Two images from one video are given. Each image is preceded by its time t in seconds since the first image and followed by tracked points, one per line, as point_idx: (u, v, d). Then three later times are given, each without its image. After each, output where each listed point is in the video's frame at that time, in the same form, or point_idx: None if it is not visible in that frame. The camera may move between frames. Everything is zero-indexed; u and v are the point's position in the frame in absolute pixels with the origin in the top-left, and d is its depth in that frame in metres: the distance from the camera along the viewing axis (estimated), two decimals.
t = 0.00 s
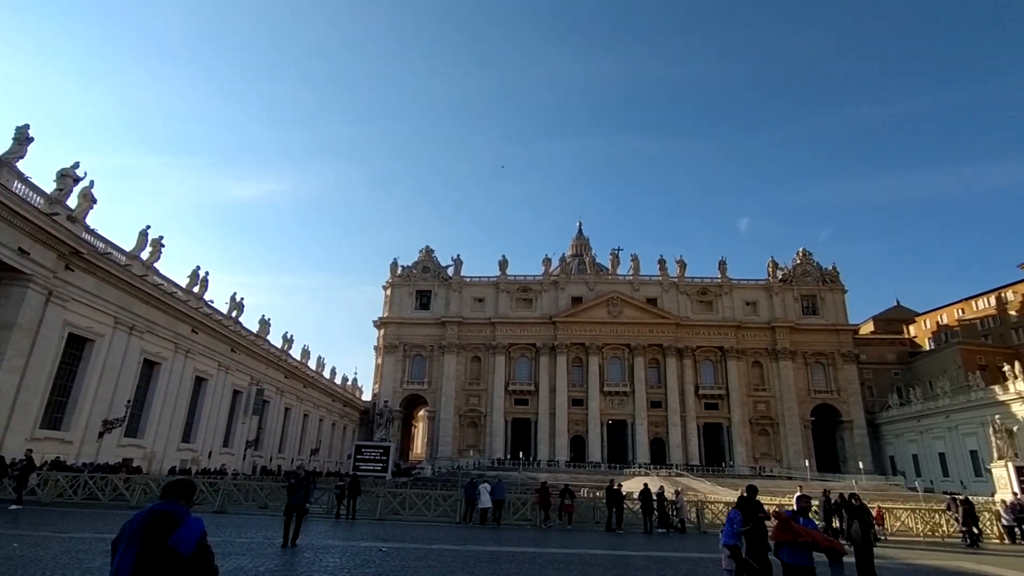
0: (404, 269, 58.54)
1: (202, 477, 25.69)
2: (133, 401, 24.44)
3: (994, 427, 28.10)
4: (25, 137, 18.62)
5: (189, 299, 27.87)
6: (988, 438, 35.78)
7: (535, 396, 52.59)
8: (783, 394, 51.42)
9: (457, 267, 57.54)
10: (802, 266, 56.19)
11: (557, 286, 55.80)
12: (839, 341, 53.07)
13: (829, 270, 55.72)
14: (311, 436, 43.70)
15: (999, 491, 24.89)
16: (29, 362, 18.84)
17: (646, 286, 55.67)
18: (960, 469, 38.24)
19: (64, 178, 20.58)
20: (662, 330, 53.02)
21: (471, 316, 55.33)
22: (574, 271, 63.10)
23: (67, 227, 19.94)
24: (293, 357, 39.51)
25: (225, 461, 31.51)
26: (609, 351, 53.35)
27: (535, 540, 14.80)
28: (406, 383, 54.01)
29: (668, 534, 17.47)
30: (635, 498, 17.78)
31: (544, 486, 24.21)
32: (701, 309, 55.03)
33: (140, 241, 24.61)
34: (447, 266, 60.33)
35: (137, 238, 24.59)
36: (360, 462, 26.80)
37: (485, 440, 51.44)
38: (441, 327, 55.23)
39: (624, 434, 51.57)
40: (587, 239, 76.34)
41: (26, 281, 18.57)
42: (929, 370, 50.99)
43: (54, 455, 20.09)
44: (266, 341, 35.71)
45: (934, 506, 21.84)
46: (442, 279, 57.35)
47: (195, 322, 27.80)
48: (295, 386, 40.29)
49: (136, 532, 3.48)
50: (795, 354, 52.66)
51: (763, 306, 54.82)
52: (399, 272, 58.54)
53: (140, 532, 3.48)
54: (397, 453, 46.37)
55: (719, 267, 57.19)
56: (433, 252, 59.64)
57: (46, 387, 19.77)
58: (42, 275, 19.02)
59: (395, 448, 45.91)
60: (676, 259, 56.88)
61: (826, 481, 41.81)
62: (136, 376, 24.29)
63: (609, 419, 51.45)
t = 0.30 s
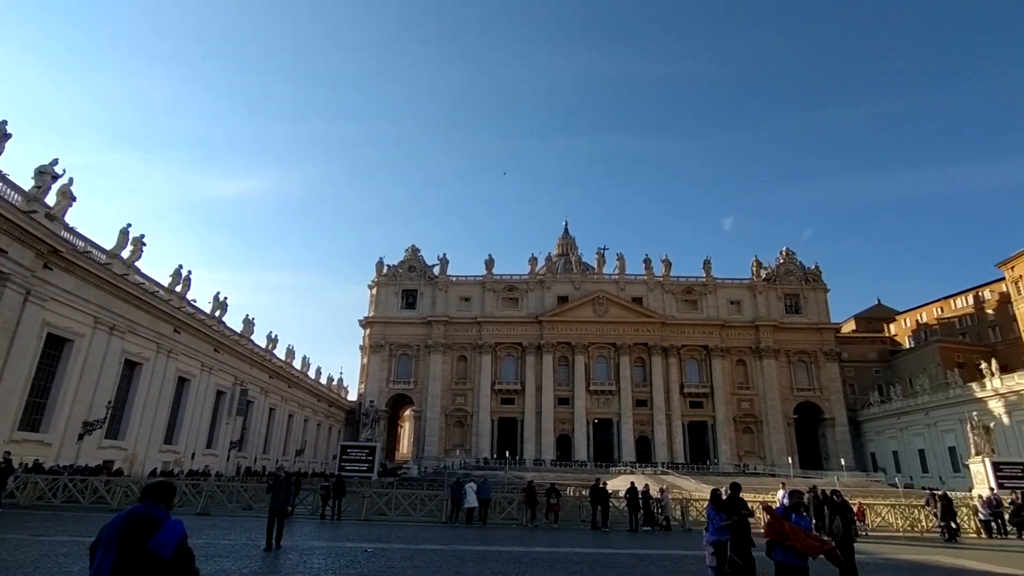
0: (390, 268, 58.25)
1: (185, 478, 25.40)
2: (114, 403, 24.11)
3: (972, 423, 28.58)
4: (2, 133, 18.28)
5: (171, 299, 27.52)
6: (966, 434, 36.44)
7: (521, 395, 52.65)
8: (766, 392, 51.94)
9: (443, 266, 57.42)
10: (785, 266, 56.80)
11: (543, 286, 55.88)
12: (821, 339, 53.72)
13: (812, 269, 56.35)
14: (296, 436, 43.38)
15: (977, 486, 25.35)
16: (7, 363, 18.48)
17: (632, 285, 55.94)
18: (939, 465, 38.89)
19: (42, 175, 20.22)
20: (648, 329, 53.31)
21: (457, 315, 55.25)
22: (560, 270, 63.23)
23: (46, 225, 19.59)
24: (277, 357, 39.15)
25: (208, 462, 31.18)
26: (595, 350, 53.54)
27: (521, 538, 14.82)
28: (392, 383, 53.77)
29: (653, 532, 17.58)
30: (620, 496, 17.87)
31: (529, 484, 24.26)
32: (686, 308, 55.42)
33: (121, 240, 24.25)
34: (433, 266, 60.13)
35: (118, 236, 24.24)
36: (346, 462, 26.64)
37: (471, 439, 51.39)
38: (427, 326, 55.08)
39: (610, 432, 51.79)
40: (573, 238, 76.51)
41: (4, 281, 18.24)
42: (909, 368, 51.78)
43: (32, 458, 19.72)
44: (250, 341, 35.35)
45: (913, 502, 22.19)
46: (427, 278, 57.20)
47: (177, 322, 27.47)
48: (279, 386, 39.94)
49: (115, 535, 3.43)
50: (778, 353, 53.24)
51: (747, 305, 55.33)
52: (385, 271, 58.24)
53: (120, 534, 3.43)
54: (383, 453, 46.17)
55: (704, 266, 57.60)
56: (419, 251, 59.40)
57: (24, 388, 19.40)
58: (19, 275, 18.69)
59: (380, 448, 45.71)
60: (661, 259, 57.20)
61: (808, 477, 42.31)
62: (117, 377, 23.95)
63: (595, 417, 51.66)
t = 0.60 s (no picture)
0: (371, 264, 57.85)
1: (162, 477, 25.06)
2: (88, 401, 23.67)
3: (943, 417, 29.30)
4: None
5: (147, 295, 27.05)
6: (938, 428, 37.30)
7: (503, 391, 52.71)
8: (745, 387, 52.64)
9: (425, 262, 57.21)
10: (763, 263, 57.57)
11: (525, 282, 55.95)
12: (799, 335, 54.58)
13: (790, 266, 57.14)
14: (276, 434, 42.96)
15: (948, 478, 25.95)
16: None
17: (613, 281, 56.26)
18: (911, 458, 39.75)
19: (13, 169, 19.74)
20: (629, 325, 53.69)
21: (439, 312, 55.10)
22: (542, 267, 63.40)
23: (17, 220, 19.13)
24: (256, 354, 38.70)
25: (186, 461, 30.78)
26: (577, 346, 53.77)
27: (503, 534, 14.88)
28: (373, 380, 53.49)
29: (634, 526, 17.76)
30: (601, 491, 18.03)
31: (511, 480, 24.34)
32: (666, 305, 55.90)
33: (95, 235, 23.77)
34: (415, 262, 59.86)
35: (92, 231, 23.75)
36: (327, 460, 26.47)
37: (453, 436, 51.35)
38: (409, 323, 54.86)
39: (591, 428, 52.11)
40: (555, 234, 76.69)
41: None
42: (883, 363, 52.80)
43: (5, 458, 19.27)
44: (229, 338, 34.90)
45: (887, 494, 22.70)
46: (409, 274, 56.96)
47: (154, 319, 27.03)
48: (259, 383, 39.52)
49: (88, 535, 3.38)
50: (757, 349, 53.97)
51: (726, 302, 55.97)
52: (366, 268, 57.84)
53: (94, 534, 3.39)
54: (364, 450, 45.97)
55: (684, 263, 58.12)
56: (401, 247, 59.05)
57: None
58: None
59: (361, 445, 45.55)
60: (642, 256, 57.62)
61: (786, 471, 43.03)
62: (91, 375, 23.51)
63: (576, 413, 51.95)
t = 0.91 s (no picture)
0: (355, 262, 57.48)
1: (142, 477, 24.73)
2: (65, 400, 23.26)
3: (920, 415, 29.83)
4: None
5: (126, 292, 26.63)
6: (915, 425, 37.96)
7: (488, 390, 52.69)
8: (728, 386, 53.14)
9: (410, 260, 56.98)
10: (746, 263, 58.15)
11: (510, 280, 55.95)
12: (781, 334, 55.21)
13: (773, 266, 57.75)
14: (258, 432, 42.56)
15: (924, 475, 26.44)
16: None
17: (598, 280, 56.48)
18: (889, 455, 40.42)
19: None
20: (614, 323, 53.93)
21: (424, 310, 54.91)
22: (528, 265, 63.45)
23: None
24: (239, 352, 38.31)
25: (166, 460, 30.40)
26: (562, 345, 53.91)
27: (487, 533, 14.88)
28: (357, 378, 53.18)
29: (617, 524, 17.87)
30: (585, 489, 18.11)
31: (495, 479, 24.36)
32: (651, 304, 56.24)
33: (73, 231, 23.36)
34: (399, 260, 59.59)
35: (70, 226, 23.33)
36: (310, 459, 26.27)
37: (438, 434, 51.23)
38: (394, 321, 54.61)
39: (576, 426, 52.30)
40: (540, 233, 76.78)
41: None
42: (862, 362, 53.62)
43: None
44: (210, 336, 34.50)
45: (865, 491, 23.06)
46: (394, 272, 56.71)
47: (133, 316, 26.64)
48: (241, 381, 39.12)
49: (65, 535, 3.34)
50: (739, 347, 54.51)
51: (710, 301, 56.45)
52: (351, 265, 57.46)
53: (71, 535, 3.34)
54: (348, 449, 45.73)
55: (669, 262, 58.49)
56: (386, 245, 58.75)
57: None
58: None
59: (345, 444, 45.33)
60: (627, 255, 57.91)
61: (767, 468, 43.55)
62: (69, 373, 23.13)
63: (561, 411, 52.09)
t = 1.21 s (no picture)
0: (341, 257, 57.10)
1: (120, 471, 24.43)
2: (42, 393, 22.86)
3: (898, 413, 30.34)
4: None
5: (106, 284, 26.21)
6: (893, 424, 38.59)
7: (473, 386, 52.69)
8: (711, 384, 53.62)
9: (396, 255, 56.74)
10: (730, 263, 58.67)
11: (496, 277, 55.94)
12: (763, 334, 55.80)
13: (756, 266, 58.31)
14: (240, 427, 42.19)
15: (900, 473, 26.92)
16: None
17: (584, 278, 56.67)
18: (867, 454, 41.06)
19: None
20: (599, 321, 54.15)
21: (410, 306, 54.73)
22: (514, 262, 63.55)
23: None
24: (221, 346, 37.91)
25: (146, 454, 30.04)
26: (547, 342, 54.04)
27: (469, 529, 14.90)
28: (341, 374, 52.90)
29: (599, 520, 17.99)
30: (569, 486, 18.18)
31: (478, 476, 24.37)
32: (636, 302, 56.55)
33: (51, 221, 22.95)
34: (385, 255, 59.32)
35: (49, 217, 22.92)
36: (292, 454, 26.10)
37: (422, 430, 51.14)
38: (379, 316, 54.37)
39: (560, 423, 52.51)
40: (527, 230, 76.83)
41: None
42: (842, 361, 54.40)
43: None
44: (192, 329, 34.09)
45: (843, 488, 23.42)
46: (379, 267, 56.44)
47: (113, 308, 26.25)
48: (224, 375, 38.73)
49: (39, 531, 3.29)
50: (722, 346, 55.04)
51: (694, 300, 56.89)
52: (336, 260, 57.07)
53: (44, 531, 3.29)
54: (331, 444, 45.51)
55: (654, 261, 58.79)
56: (372, 240, 58.51)
57: None
58: None
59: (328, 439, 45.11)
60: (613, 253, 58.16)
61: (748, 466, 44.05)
62: (46, 365, 22.74)
63: (546, 408, 52.25)
